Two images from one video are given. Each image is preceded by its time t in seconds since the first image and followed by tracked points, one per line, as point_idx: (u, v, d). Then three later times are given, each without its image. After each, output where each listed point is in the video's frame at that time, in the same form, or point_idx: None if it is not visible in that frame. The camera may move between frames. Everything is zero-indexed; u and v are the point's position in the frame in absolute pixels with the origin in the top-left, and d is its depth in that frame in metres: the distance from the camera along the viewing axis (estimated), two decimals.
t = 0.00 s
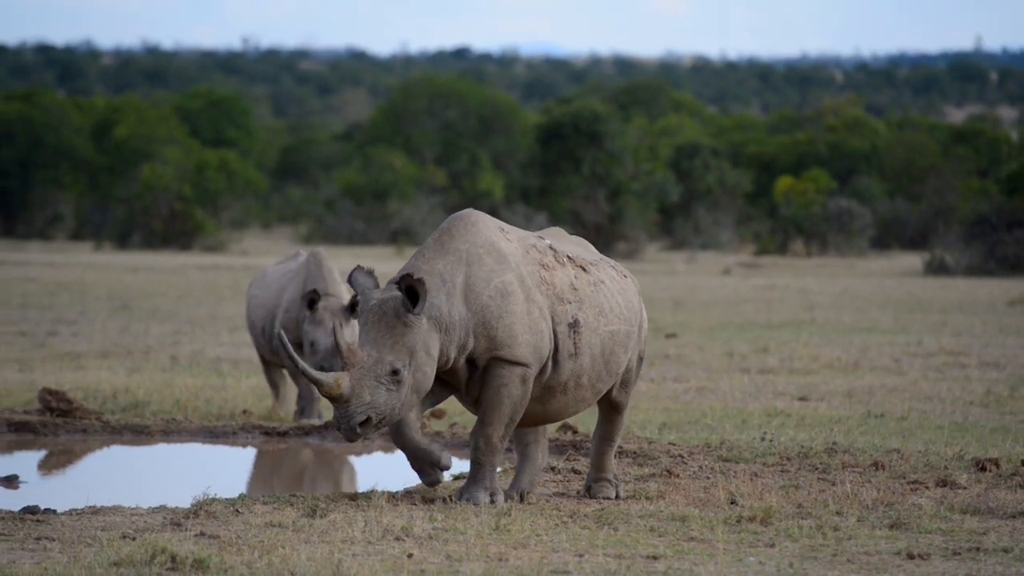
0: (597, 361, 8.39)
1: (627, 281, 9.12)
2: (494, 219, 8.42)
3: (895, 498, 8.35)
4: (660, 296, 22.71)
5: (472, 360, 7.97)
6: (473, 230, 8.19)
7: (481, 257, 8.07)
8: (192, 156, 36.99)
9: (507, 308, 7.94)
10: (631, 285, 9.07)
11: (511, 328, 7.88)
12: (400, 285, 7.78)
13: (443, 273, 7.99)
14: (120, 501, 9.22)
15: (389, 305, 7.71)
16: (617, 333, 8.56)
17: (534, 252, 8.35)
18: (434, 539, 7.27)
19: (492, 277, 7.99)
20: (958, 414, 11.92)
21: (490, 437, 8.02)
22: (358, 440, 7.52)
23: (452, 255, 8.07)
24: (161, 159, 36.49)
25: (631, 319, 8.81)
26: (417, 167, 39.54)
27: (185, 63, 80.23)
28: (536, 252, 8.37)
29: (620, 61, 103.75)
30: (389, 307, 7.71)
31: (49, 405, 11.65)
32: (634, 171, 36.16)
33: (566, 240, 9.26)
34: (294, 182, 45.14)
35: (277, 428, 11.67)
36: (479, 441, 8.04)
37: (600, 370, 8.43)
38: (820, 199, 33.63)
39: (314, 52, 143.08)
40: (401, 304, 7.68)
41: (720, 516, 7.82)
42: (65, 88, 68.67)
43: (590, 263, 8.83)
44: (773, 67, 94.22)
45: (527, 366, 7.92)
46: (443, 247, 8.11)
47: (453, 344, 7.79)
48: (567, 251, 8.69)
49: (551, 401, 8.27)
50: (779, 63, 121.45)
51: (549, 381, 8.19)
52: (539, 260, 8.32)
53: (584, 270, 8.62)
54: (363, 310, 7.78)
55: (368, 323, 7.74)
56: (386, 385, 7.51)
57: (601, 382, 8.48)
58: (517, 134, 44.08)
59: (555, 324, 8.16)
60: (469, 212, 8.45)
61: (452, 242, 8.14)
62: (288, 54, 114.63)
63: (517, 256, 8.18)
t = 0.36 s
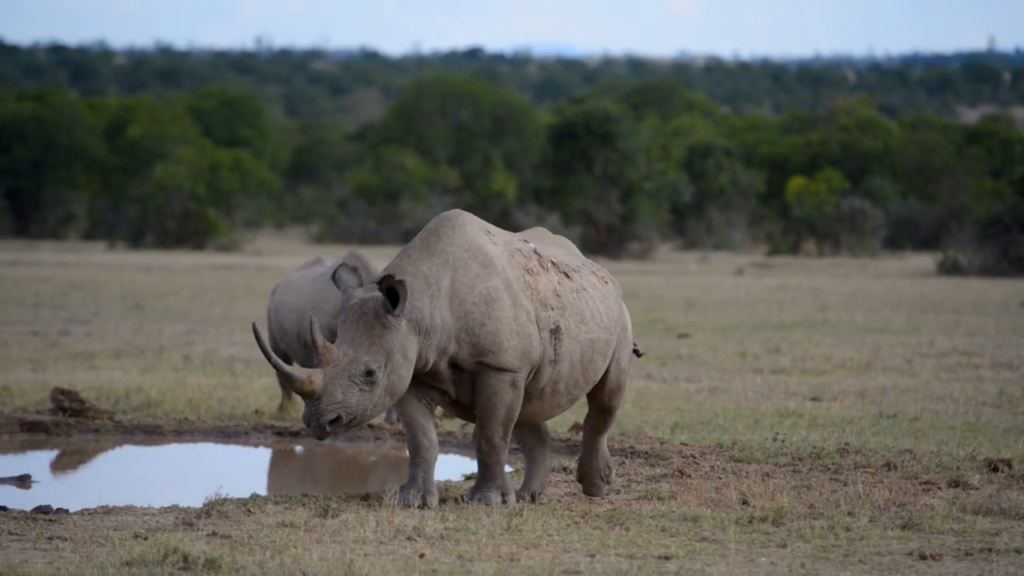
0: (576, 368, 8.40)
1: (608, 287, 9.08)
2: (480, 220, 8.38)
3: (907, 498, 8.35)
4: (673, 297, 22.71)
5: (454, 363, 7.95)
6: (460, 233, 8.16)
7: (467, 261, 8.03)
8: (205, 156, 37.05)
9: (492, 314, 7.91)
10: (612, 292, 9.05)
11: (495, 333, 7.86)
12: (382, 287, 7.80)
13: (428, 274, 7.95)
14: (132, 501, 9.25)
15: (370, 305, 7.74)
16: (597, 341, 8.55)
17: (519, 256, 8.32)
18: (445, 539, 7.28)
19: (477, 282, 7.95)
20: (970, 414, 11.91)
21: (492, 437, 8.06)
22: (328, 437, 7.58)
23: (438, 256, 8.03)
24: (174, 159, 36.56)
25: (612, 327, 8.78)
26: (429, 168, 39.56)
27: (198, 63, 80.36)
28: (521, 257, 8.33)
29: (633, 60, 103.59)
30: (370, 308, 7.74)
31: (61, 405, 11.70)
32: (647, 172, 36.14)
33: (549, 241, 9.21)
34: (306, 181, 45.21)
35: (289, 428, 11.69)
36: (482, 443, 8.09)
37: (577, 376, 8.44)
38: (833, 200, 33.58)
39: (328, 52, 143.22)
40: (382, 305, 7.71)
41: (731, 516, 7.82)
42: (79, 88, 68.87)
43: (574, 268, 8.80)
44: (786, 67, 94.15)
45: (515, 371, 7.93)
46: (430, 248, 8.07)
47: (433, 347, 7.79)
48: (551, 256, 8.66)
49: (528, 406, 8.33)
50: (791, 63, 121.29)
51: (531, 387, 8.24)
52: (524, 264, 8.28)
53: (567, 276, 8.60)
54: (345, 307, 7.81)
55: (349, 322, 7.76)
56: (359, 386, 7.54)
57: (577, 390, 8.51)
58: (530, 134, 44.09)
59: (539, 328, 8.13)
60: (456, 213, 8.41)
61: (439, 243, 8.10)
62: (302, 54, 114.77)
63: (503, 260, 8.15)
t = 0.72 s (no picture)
0: (560, 363, 8.45)
1: (594, 282, 9.10)
2: (459, 215, 8.42)
3: (915, 498, 8.34)
4: (681, 296, 22.69)
5: (433, 358, 7.99)
6: (439, 228, 8.21)
7: (446, 256, 8.08)
8: (213, 156, 37.10)
9: (471, 308, 7.95)
10: (597, 287, 9.08)
11: (475, 328, 7.89)
12: (364, 282, 7.76)
13: (407, 270, 7.99)
14: (140, 500, 9.28)
15: (352, 301, 7.69)
16: (580, 336, 8.61)
17: (499, 251, 8.34)
18: (454, 539, 7.28)
19: (455, 277, 8.00)
20: (979, 414, 11.89)
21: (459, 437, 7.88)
22: (317, 436, 7.51)
23: (417, 251, 8.09)
24: (182, 159, 36.59)
25: (596, 321, 8.82)
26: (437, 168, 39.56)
27: (206, 63, 80.41)
28: (501, 251, 8.35)
29: (641, 60, 103.45)
30: (352, 304, 7.68)
31: (70, 404, 11.72)
32: (655, 171, 36.13)
33: (534, 238, 9.25)
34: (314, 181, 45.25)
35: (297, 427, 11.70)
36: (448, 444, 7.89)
37: (562, 372, 8.48)
38: (841, 200, 33.54)
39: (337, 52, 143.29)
40: (365, 300, 7.66)
41: (740, 516, 7.81)
42: (87, 88, 68.96)
43: (556, 263, 8.83)
44: (794, 67, 94.08)
45: (497, 366, 7.94)
46: (408, 243, 8.13)
47: (414, 341, 7.80)
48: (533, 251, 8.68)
49: (513, 403, 8.37)
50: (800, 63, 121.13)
51: (513, 384, 8.29)
52: (504, 259, 8.31)
53: (549, 271, 8.61)
54: (325, 305, 7.77)
55: (332, 318, 7.70)
56: (347, 382, 7.48)
57: (563, 386, 8.55)
58: (537, 134, 44.10)
59: (520, 324, 8.18)
60: (434, 209, 8.45)
61: (418, 238, 8.16)
62: (310, 53, 114.84)
63: (482, 255, 8.18)
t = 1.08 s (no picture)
0: (567, 357, 8.55)
1: (601, 274, 9.19)
2: (453, 216, 8.51)
3: (932, 497, 8.30)
4: (696, 295, 22.64)
5: (426, 359, 8.10)
6: (430, 227, 8.32)
7: (438, 254, 8.18)
8: (228, 155, 37.16)
9: (463, 306, 8.05)
10: (605, 278, 9.17)
11: (467, 327, 7.99)
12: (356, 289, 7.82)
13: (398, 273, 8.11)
14: (155, 499, 9.28)
15: (346, 309, 7.73)
16: (587, 328, 8.72)
17: (496, 248, 8.43)
18: (469, 536, 7.30)
19: (449, 275, 8.10)
20: (996, 413, 11.82)
21: (421, 438, 8.02)
22: (316, 445, 7.57)
23: (408, 253, 8.22)
24: (198, 157, 36.67)
25: (605, 312, 8.93)
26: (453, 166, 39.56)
27: (222, 62, 80.50)
28: (498, 248, 8.44)
29: (657, 58, 103.14)
30: (346, 311, 7.73)
31: (86, 403, 11.77)
32: (670, 170, 36.08)
33: (539, 234, 9.35)
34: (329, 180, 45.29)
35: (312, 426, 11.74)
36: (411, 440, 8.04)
37: (570, 365, 8.58)
38: (857, 198, 33.45)
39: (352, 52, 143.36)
40: (359, 308, 7.71)
41: (756, 515, 7.79)
42: (103, 87, 69.12)
43: (560, 257, 8.91)
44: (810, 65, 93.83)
45: (477, 367, 8.03)
46: (399, 246, 8.27)
47: (407, 345, 7.91)
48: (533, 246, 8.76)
49: (524, 398, 8.44)
50: (815, 62, 120.62)
51: (518, 379, 8.35)
52: (501, 257, 8.39)
53: (551, 266, 8.70)
54: (317, 314, 7.82)
55: (324, 327, 7.75)
56: (343, 390, 7.54)
57: (573, 378, 8.65)
58: (553, 133, 44.07)
59: (518, 321, 8.30)
60: (428, 210, 8.55)
61: (408, 240, 8.29)
62: (325, 52, 114.97)
63: (475, 254, 8.28)
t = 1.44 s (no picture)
0: (555, 358, 8.47)
1: (593, 274, 9.12)
2: (443, 213, 8.39)
3: (938, 497, 8.29)
4: (703, 295, 22.63)
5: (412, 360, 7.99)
6: (419, 227, 8.21)
7: (426, 254, 8.06)
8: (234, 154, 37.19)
9: (451, 308, 7.93)
10: (597, 278, 9.11)
11: (453, 328, 7.87)
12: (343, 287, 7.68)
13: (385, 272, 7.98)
14: (161, 499, 9.29)
15: (331, 307, 7.58)
16: (577, 329, 8.65)
17: (486, 248, 8.32)
18: (475, 536, 7.30)
19: (436, 276, 7.97)
20: (1002, 414, 11.81)
21: (424, 443, 8.01)
22: (301, 445, 7.44)
23: (396, 252, 8.12)
24: (204, 157, 36.69)
25: (595, 314, 8.85)
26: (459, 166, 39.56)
27: (229, 61, 80.53)
28: (488, 248, 8.34)
29: (663, 58, 103.08)
30: (331, 310, 7.58)
31: (92, 403, 11.78)
32: (677, 169, 36.05)
33: (529, 231, 9.25)
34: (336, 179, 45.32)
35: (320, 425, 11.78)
36: (412, 446, 8.02)
37: (559, 366, 8.51)
38: (864, 199, 33.41)
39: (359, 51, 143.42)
40: (346, 306, 7.56)
41: (762, 515, 7.79)
42: (110, 87, 69.18)
43: (550, 256, 8.81)
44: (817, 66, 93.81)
45: (466, 369, 7.94)
46: (387, 245, 8.17)
47: (395, 346, 7.78)
48: (524, 245, 8.66)
49: (509, 400, 8.37)
50: (822, 63, 120.47)
51: (505, 381, 8.28)
52: (491, 256, 8.29)
53: (542, 265, 8.62)
54: (305, 309, 7.65)
55: (310, 324, 7.59)
56: (329, 389, 7.40)
57: (560, 380, 8.59)
58: (560, 133, 44.06)
59: (507, 322, 8.20)
60: (418, 208, 8.42)
61: (397, 239, 8.19)
62: (332, 52, 115.08)
63: (465, 254, 8.16)
